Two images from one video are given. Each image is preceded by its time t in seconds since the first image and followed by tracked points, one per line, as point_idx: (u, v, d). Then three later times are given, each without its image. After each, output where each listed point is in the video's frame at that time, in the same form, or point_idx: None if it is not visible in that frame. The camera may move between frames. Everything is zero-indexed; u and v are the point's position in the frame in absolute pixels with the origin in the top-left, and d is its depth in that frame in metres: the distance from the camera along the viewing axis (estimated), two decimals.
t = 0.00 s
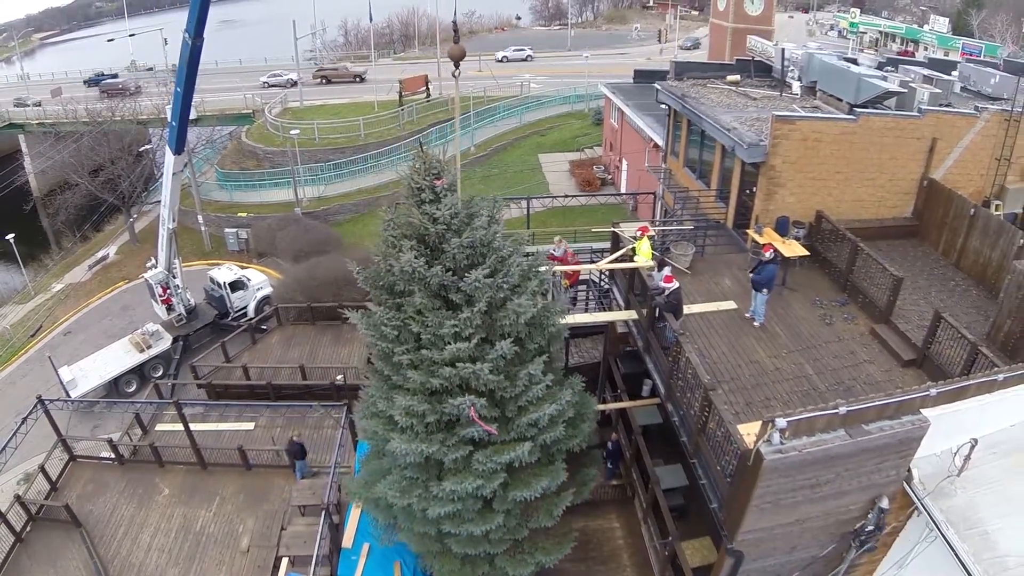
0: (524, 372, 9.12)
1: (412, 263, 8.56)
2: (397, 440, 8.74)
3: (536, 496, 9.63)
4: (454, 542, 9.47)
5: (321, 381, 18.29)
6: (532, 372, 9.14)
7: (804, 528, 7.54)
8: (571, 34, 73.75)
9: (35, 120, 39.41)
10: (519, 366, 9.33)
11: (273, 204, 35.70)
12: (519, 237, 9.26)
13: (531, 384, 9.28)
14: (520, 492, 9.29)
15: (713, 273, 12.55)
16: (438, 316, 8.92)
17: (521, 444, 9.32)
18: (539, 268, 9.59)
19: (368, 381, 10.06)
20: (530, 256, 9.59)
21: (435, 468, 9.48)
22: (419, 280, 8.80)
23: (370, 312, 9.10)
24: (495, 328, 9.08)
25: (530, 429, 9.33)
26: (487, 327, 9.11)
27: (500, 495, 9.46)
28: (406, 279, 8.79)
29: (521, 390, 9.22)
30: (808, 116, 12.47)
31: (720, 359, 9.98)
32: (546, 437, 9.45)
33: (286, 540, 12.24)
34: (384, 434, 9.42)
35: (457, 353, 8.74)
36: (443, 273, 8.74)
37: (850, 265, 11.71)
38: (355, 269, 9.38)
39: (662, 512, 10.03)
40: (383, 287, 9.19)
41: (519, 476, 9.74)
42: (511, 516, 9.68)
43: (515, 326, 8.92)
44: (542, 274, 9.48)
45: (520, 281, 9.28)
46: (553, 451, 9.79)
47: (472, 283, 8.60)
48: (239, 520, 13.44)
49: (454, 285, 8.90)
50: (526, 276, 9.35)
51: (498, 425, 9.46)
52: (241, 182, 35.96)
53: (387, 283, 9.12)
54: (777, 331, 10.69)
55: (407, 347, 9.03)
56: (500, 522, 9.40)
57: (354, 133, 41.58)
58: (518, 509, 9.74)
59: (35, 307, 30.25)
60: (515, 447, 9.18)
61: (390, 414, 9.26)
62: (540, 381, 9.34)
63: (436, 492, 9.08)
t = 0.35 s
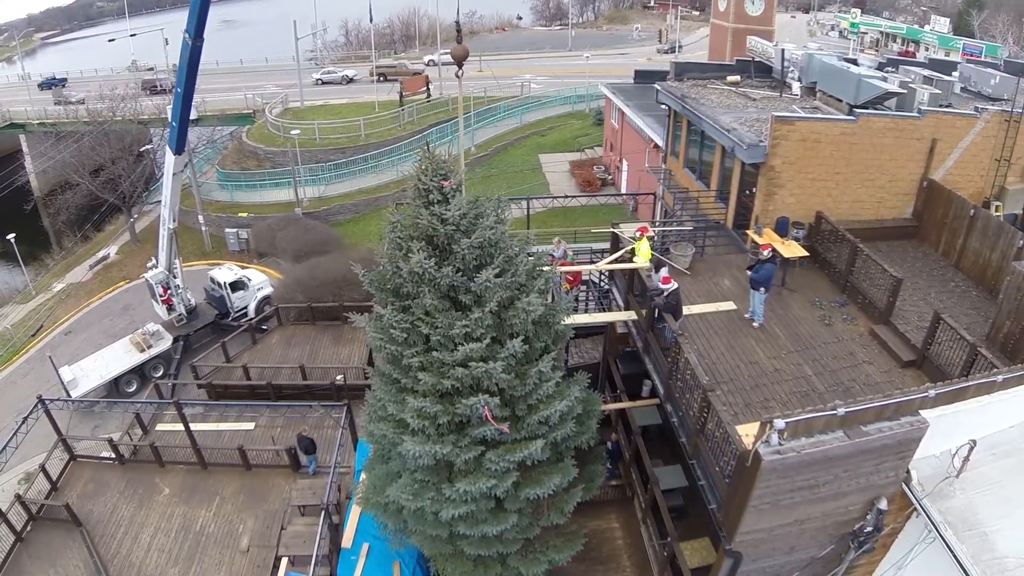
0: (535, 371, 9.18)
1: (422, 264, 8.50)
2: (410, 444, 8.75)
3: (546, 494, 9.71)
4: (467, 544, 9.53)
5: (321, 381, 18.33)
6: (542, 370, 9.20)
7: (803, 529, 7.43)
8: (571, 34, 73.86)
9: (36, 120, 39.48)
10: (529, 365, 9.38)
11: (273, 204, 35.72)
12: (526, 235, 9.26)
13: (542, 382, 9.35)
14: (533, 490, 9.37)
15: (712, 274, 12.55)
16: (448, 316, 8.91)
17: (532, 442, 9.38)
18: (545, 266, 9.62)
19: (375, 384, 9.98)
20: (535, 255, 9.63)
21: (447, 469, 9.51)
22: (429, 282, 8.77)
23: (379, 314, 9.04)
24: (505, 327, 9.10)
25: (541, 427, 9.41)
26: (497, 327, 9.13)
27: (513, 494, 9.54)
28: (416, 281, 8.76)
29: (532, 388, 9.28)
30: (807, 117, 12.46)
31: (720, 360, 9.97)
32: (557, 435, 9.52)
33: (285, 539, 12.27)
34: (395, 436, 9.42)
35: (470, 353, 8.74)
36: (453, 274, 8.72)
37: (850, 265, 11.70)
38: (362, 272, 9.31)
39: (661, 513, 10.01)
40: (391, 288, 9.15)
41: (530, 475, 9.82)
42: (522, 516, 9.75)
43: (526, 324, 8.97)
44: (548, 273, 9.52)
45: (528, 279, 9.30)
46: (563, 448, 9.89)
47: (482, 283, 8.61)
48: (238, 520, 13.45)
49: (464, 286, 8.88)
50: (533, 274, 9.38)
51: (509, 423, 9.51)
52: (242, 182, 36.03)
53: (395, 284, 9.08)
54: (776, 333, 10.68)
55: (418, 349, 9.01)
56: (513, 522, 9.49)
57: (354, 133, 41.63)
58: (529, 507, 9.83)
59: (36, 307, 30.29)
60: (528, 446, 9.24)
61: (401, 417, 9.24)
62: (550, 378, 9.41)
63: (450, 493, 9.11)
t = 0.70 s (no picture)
0: (537, 370, 9.27)
1: (420, 269, 8.48)
2: (416, 450, 8.86)
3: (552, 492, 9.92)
4: (477, 547, 9.81)
5: (321, 381, 18.41)
6: (544, 368, 9.29)
7: (801, 530, 7.34)
8: (571, 35, 73.87)
9: (36, 120, 39.47)
10: (531, 364, 9.47)
11: (273, 204, 35.71)
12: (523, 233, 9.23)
13: (544, 380, 9.43)
14: (539, 489, 9.58)
15: (711, 274, 12.52)
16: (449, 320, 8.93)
17: (536, 441, 9.52)
18: (542, 262, 9.62)
19: (375, 392, 10.01)
20: (532, 252, 9.62)
21: (454, 472, 9.69)
22: (428, 287, 8.77)
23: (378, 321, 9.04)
24: (506, 327, 9.13)
25: (545, 425, 9.53)
26: (497, 327, 9.15)
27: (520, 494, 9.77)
28: (415, 286, 8.74)
29: (535, 387, 9.38)
30: (807, 117, 12.44)
31: (718, 361, 9.94)
32: (560, 433, 9.67)
33: (285, 539, 12.26)
34: (399, 443, 9.53)
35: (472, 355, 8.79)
36: (452, 277, 8.70)
37: (850, 265, 11.68)
38: (358, 280, 9.28)
39: (660, 514, 9.97)
40: (389, 294, 9.14)
41: (535, 473, 10.03)
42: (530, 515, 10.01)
43: (526, 323, 8.99)
44: (546, 269, 9.52)
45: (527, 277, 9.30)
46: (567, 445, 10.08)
47: (482, 284, 8.60)
48: (237, 520, 13.43)
49: (462, 288, 8.86)
50: (531, 271, 9.37)
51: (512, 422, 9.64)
52: (242, 182, 36.06)
53: (392, 290, 9.07)
54: (775, 333, 10.64)
55: (420, 355, 9.06)
56: (522, 521, 9.76)
57: (354, 133, 41.64)
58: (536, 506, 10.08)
59: (36, 307, 30.29)
60: (533, 445, 9.39)
61: (406, 423, 9.33)
62: (552, 376, 9.49)
63: (459, 498, 9.30)
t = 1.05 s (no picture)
0: (538, 371, 9.29)
1: (420, 270, 8.44)
2: (418, 453, 8.88)
3: (554, 492, 9.97)
4: (480, 548, 9.84)
5: (320, 382, 18.48)
6: (546, 367, 9.31)
7: (802, 530, 7.27)
8: (572, 35, 73.85)
9: (37, 119, 39.47)
10: (532, 364, 9.48)
11: (273, 204, 35.70)
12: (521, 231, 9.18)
13: (545, 379, 9.46)
14: (541, 489, 9.63)
15: (711, 274, 12.48)
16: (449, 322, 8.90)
17: (538, 442, 9.54)
18: (541, 261, 9.61)
19: (374, 395, 9.99)
20: (531, 251, 9.60)
21: (457, 474, 9.72)
22: (428, 289, 8.75)
23: (378, 324, 9.02)
24: (506, 328, 9.11)
25: (547, 425, 9.57)
26: (498, 328, 9.13)
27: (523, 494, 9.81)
28: (415, 287, 8.72)
29: (536, 387, 9.40)
30: (807, 116, 12.40)
31: (718, 361, 9.92)
32: (562, 432, 9.71)
33: (283, 539, 12.21)
34: (401, 446, 9.54)
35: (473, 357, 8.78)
36: (452, 278, 8.67)
37: (850, 265, 11.65)
38: (357, 284, 9.25)
39: (660, 514, 9.95)
40: (388, 296, 9.12)
41: (538, 472, 10.08)
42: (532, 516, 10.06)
43: (526, 323, 8.96)
44: (545, 268, 9.50)
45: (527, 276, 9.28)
46: (568, 445, 10.12)
47: (482, 285, 8.56)
48: (236, 520, 13.40)
49: (462, 288, 8.83)
50: (530, 271, 9.35)
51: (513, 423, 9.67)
52: (241, 181, 36.03)
53: (392, 292, 9.04)
54: (775, 334, 10.58)
55: (420, 358, 9.05)
56: (524, 521, 9.81)
57: (355, 132, 41.63)
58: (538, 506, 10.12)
59: (35, 307, 30.27)
60: (535, 445, 9.42)
61: (407, 426, 9.33)
62: (553, 376, 9.51)
63: (462, 500, 9.33)
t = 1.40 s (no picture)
0: (545, 368, 9.32)
1: (429, 265, 8.46)
2: (424, 449, 8.90)
3: (558, 491, 9.98)
4: (483, 547, 9.86)
5: (322, 381, 18.68)
6: (553, 365, 9.34)
7: (808, 528, 7.26)
8: (572, 34, 73.85)
9: (37, 119, 39.44)
10: (539, 362, 9.51)
11: (274, 203, 35.69)
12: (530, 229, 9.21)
13: (552, 377, 9.48)
14: (546, 487, 9.65)
15: (715, 272, 12.48)
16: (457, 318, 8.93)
17: (544, 440, 9.56)
18: (548, 259, 9.64)
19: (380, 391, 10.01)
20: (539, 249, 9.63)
21: (461, 472, 9.73)
22: (436, 285, 8.78)
23: (385, 319, 9.06)
24: (514, 325, 9.14)
25: (553, 423, 9.60)
26: (505, 325, 9.16)
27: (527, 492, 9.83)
28: (424, 283, 8.75)
29: (543, 384, 9.43)
30: (811, 115, 12.40)
31: (723, 358, 9.90)
32: (567, 430, 9.73)
33: (286, 539, 12.22)
34: (405, 442, 9.57)
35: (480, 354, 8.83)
36: (460, 274, 8.70)
37: (854, 263, 11.65)
38: (365, 279, 9.28)
39: (664, 512, 9.92)
40: (396, 292, 9.17)
41: (543, 471, 10.10)
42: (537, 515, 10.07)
43: (534, 321, 9.00)
44: (552, 266, 9.53)
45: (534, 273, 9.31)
46: (573, 443, 10.15)
47: (490, 281, 8.58)
48: (238, 520, 13.40)
49: (470, 285, 8.86)
50: (538, 268, 9.38)
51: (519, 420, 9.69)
52: (242, 181, 36.00)
53: (399, 288, 9.09)
54: (780, 332, 10.56)
55: (427, 355, 9.09)
56: (528, 519, 9.82)
57: (356, 132, 41.64)
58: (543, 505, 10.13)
59: (36, 306, 30.27)
60: (540, 443, 9.44)
61: (413, 422, 9.37)
62: (559, 374, 9.53)
63: (466, 498, 9.34)
